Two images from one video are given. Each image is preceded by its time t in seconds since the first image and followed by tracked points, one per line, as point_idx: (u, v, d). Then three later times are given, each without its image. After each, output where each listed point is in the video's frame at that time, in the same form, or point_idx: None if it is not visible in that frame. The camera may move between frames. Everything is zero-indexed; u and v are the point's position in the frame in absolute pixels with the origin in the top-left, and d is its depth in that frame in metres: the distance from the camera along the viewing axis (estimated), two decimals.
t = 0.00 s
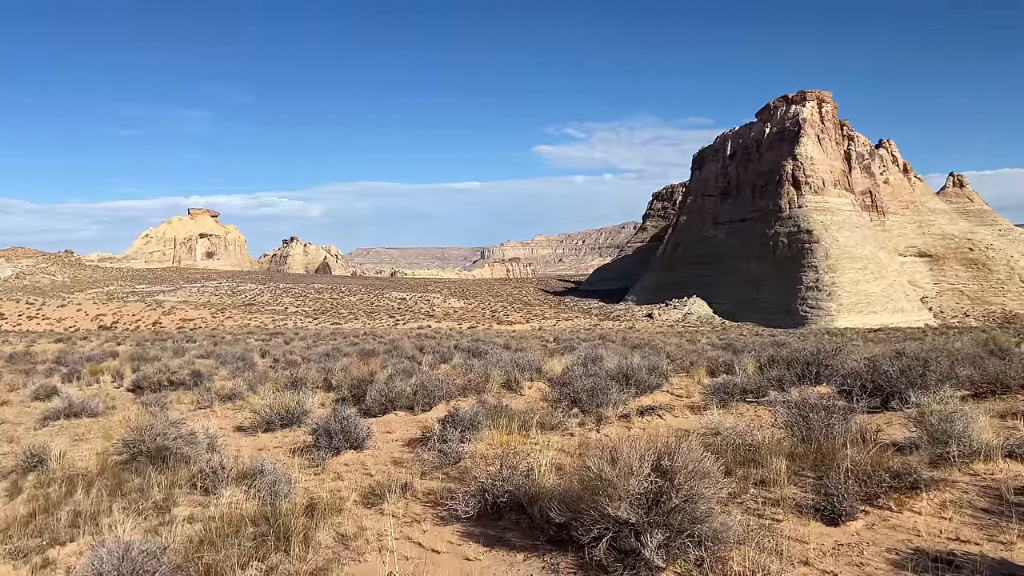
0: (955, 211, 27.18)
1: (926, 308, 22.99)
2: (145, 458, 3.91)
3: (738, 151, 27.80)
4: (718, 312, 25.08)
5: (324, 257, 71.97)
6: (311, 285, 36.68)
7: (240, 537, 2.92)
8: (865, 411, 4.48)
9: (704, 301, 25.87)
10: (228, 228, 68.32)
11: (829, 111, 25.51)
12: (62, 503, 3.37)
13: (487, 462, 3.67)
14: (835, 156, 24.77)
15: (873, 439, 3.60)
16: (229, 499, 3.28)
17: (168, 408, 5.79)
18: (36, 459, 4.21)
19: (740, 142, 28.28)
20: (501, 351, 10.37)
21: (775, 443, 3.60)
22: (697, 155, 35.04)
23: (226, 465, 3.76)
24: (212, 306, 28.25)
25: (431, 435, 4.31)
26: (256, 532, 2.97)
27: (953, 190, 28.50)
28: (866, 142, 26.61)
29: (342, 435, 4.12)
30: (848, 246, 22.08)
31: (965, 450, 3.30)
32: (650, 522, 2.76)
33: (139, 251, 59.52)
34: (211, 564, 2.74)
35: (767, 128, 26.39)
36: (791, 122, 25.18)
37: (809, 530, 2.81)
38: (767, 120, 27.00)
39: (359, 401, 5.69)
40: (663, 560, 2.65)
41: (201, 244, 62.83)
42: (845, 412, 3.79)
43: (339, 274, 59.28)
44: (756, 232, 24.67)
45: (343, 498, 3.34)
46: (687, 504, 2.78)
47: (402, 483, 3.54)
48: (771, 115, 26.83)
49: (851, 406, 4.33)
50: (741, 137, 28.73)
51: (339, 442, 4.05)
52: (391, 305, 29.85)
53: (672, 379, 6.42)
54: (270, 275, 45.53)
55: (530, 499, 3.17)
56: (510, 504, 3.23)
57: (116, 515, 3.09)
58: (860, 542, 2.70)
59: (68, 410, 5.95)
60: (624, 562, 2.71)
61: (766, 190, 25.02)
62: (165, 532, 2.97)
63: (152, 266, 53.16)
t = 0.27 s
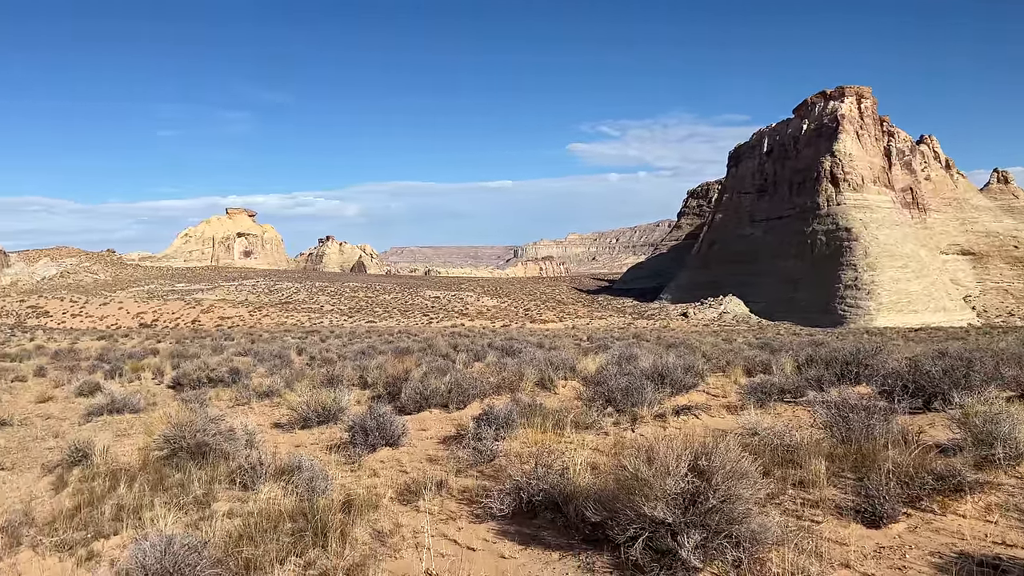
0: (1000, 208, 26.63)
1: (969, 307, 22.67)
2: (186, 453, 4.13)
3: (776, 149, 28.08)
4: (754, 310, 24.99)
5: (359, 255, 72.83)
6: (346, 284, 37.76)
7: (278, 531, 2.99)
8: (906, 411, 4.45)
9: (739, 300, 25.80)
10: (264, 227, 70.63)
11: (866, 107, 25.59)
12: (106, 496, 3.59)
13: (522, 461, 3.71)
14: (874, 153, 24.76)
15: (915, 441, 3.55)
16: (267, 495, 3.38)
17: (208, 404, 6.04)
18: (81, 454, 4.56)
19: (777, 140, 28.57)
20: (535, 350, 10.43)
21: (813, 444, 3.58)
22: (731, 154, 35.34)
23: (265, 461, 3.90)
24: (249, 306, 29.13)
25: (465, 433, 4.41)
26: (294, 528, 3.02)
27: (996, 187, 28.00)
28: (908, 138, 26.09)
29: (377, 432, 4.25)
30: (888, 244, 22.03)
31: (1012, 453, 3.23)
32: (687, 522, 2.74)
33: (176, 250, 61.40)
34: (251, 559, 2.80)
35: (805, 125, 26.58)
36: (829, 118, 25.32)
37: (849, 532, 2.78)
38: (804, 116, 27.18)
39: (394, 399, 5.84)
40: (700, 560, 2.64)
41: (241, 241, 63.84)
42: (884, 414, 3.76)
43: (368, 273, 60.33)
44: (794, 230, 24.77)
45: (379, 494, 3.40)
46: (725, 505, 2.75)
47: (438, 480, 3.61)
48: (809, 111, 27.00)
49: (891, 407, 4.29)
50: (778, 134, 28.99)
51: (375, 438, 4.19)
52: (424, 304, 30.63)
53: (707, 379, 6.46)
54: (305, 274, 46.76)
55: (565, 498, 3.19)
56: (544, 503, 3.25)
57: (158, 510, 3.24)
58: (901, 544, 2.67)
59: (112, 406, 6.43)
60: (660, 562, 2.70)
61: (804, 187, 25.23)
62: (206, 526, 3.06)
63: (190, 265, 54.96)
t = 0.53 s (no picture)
0: None
1: (1015, 306, 22.19)
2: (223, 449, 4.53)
3: (813, 145, 28.01)
4: (792, 309, 25.18)
5: (392, 253, 74.36)
6: (380, 282, 39.42)
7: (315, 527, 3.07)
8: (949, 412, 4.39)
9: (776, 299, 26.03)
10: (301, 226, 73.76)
11: (908, 102, 25.09)
12: (146, 490, 3.98)
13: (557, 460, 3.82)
14: (915, 148, 24.42)
15: (958, 442, 3.50)
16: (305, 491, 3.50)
17: (248, 400, 6.49)
18: (122, 448, 5.27)
19: (814, 136, 28.47)
20: (569, 349, 10.69)
21: (853, 444, 3.57)
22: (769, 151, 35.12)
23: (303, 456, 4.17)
24: (285, 303, 31.01)
25: (498, 431, 4.63)
26: (331, 524, 3.10)
27: None
28: (948, 134, 25.59)
29: (412, 429, 4.50)
30: (929, 241, 21.80)
31: None
32: (724, 523, 2.72)
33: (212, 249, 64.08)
34: (289, 553, 2.88)
35: (843, 120, 26.41)
36: (869, 114, 25.08)
37: (890, 534, 2.75)
38: (843, 112, 26.99)
39: (427, 396, 6.26)
40: (737, 561, 2.62)
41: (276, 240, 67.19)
42: (926, 415, 3.73)
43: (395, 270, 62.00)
44: (832, 227, 24.74)
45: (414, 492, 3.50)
46: (763, 506, 2.73)
47: (472, 478, 3.71)
48: (847, 107, 26.78)
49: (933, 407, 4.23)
50: (816, 129, 28.87)
51: (410, 436, 4.44)
52: (457, 302, 31.85)
53: (745, 378, 6.68)
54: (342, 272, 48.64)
55: (600, 497, 3.23)
56: (580, 502, 3.29)
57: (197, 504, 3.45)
58: (945, 547, 2.62)
59: (152, 402, 7.33)
60: (697, 562, 2.69)
61: (842, 184, 25.15)
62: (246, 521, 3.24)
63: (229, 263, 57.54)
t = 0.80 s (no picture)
0: None
1: None
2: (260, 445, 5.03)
3: (851, 141, 28.60)
4: (829, 306, 25.96)
5: (426, 252, 80.82)
6: (414, 283, 41.59)
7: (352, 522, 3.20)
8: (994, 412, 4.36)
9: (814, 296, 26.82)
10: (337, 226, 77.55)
11: (950, 96, 25.48)
12: (188, 483, 4.34)
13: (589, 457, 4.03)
14: (956, 143, 25.02)
15: (1003, 443, 3.43)
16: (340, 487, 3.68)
17: (283, 397, 7.47)
18: (162, 443, 5.64)
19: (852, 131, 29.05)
20: (599, 346, 11.13)
21: (893, 445, 3.57)
22: (806, 146, 35.96)
23: (338, 453, 4.57)
24: (320, 301, 33.39)
25: (533, 429, 5.04)
26: (367, 519, 3.24)
27: None
28: (992, 128, 26.45)
29: (446, 426, 4.88)
30: (969, 239, 22.49)
31: None
32: (761, 523, 2.70)
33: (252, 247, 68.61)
34: (326, 548, 2.99)
35: (883, 115, 26.92)
36: (909, 109, 25.56)
37: (933, 536, 2.71)
38: (882, 106, 27.48)
39: (460, 393, 7.10)
40: (775, 562, 2.60)
41: (314, 238, 71.79)
42: (969, 415, 3.69)
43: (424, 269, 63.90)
44: (871, 224, 25.39)
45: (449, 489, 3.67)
46: (801, 506, 2.70)
47: (506, 476, 3.89)
48: (887, 101, 27.24)
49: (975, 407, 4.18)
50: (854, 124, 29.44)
51: (444, 433, 4.85)
52: (491, 303, 33.74)
53: (782, 377, 7.33)
54: (376, 271, 51.44)
55: (635, 496, 3.30)
56: (614, 500, 3.38)
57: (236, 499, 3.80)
58: (990, 550, 2.57)
59: (191, 398, 8.19)
60: (733, 562, 2.68)
61: (881, 180, 25.77)
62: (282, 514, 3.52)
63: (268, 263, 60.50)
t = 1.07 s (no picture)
0: None
1: None
2: (294, 440, 5.52)
3: (889, 136, 29.11)
4: (865, 305, 26.72)
5: (459, 250, 83.15)
6: (447, 280, 42.84)
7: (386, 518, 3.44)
8: None
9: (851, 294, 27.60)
10: (369, 224, 79.47)
11: (992, 89, 25.71)
12: (226, 480, 4.51)
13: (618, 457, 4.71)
14: (998, 139, 25.10)
15: None
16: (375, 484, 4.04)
17: (322, 393, 8.92)
18: (200, 438, 5.86)
19: (891, 127, 29.48)
20: (632, 344, 11.24)
21: (934, 446, 3.56)
22: (846, 139, 36.31)
23: (371, 449, 4.97)
24: (353, 299, 34.41)
25: (563, 427, 6.20)
26: (402, 516, 3.46)
27: None
28: None
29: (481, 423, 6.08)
30: (1012, 234, 22.45)
31: None
32: (798, 523, 2.69)
33: (287, 246, 71.63)
34: (361, 544, 3.18)
35: (922, 110, 27.22)
36: (948, 103, 25.72)
37: (976, 539, 2.67)
38: (921, 101, 27.76)
39: (491, 391, 8.59)
40: (811, 563, 2.60)
41: (348, 236, 72.94)
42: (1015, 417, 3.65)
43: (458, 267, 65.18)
44: (909, 221, 25.86)
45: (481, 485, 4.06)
46: (840, 506, 2.69)
47: (539, 474, 4.26)
48: (927, 96, 27.54)
49: None
50: (892, 119, 29.82)
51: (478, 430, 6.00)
52: (524, 300, 34.78)
53: (817, 376, 7.34)
54: (407, 270, 52.66)
55: (669, 495, 3.45)
56: (647, 499, 3.55)
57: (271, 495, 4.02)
58: None
59: (227, 394, 8.47)
60: (770, 562, 2.69)
61: (919, 176, 26.13)
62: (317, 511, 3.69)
63: (302, 261, 62.37)
